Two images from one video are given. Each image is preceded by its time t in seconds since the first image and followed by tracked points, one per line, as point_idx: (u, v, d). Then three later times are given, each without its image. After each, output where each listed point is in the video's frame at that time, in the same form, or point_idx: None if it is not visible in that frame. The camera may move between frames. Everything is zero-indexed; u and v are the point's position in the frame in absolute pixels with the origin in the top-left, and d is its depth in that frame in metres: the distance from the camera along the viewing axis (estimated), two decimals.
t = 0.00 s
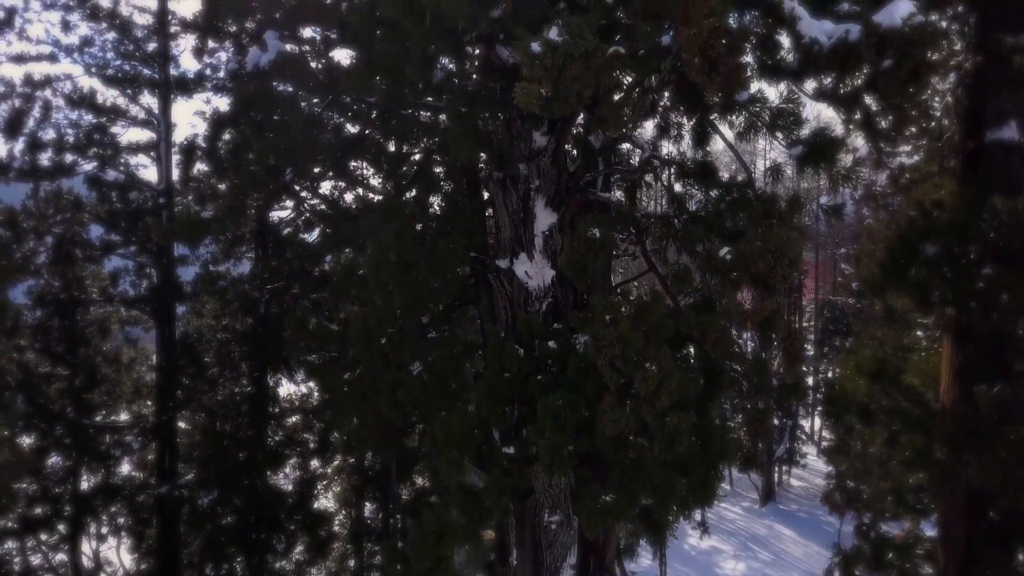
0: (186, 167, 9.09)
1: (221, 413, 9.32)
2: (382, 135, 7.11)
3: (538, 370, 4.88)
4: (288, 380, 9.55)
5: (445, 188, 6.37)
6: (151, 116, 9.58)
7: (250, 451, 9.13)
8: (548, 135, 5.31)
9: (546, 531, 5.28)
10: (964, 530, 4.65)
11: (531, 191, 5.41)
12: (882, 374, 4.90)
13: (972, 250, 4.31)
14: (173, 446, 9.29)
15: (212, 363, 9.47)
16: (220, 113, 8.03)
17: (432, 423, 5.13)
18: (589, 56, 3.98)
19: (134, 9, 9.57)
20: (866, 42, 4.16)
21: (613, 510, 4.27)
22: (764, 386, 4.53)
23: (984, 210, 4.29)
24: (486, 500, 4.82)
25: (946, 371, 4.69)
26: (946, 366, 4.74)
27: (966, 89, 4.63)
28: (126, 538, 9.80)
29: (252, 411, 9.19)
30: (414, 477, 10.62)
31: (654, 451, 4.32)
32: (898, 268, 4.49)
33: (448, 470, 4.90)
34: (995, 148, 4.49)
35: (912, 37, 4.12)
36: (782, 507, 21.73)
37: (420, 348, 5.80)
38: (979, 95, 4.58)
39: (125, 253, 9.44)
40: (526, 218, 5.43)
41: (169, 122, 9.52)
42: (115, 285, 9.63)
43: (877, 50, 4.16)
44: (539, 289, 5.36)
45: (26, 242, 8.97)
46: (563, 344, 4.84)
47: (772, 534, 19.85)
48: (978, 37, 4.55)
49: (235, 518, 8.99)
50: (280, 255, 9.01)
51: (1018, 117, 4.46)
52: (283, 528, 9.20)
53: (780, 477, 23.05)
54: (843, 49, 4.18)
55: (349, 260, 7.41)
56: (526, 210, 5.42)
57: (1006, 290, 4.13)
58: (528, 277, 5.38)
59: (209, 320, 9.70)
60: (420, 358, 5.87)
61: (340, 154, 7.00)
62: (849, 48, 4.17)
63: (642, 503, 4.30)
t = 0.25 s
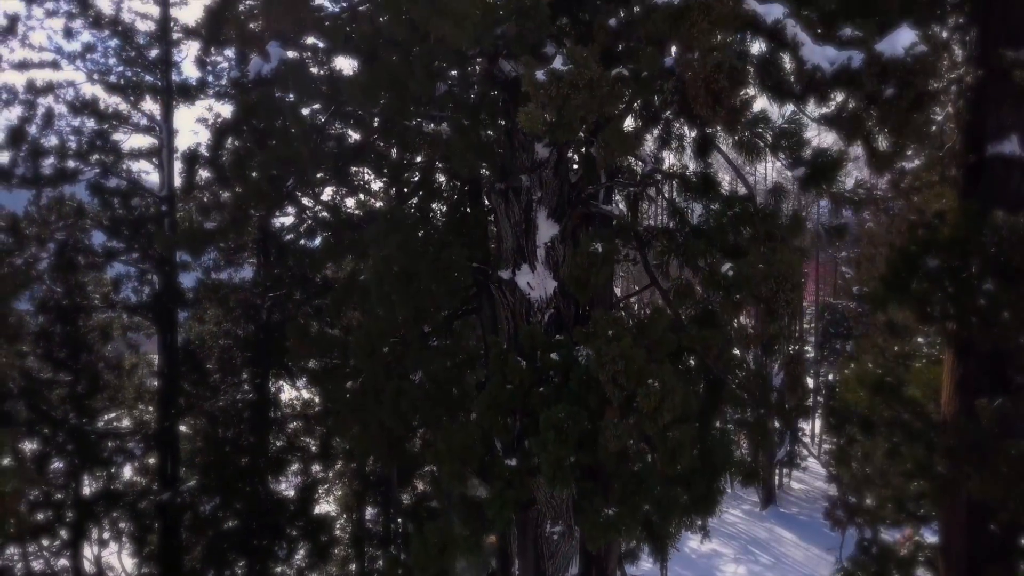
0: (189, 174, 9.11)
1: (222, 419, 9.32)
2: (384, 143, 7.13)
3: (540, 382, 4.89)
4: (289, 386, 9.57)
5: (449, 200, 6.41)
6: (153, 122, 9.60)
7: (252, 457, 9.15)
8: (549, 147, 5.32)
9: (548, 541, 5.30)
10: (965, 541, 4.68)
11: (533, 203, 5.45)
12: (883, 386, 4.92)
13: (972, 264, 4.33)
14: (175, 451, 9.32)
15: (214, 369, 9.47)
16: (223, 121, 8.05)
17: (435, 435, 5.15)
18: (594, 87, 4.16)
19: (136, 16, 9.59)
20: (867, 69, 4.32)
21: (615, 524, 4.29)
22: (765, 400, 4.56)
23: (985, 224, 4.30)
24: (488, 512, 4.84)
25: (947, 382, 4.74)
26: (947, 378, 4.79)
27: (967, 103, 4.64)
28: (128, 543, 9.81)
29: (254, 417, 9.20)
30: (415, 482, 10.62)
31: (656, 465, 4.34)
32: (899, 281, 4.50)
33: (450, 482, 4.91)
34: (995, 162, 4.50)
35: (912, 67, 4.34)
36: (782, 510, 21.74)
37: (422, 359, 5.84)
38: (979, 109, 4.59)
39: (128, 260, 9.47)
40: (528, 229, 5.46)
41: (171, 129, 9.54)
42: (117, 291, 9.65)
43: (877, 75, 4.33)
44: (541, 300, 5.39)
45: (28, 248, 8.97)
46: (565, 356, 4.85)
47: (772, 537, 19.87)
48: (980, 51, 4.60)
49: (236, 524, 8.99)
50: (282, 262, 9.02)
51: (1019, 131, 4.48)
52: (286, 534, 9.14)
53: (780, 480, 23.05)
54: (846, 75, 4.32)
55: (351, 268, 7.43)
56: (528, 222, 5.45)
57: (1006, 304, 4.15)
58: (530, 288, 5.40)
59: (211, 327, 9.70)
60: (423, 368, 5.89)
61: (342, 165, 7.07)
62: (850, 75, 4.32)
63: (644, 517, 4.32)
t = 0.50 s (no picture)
0: (191, 179, 9.13)
1: (224, 426, 9.32)
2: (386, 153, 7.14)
3: (543, 394, 4.90)
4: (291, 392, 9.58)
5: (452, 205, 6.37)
6: (155, 128, 9.62)
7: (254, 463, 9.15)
8: (552, 158, 5.35)
9: (550, 551, 5.32)
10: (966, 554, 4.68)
11: (536, 214, 5.50)
12: (885, 398, 4.94)
13: (974, 277, 4.35)
14: (176, 456, 9.39)
15: (216, 376, 9.47)
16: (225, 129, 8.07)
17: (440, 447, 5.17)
18: (598, 115, 4.43)
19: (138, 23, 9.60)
20: (869, 96, 4.52)
21: (618, 535, 4.33)
22: (768, 414, 4.55)
23: (988, 238, 4.31)
24: (491, 523, 4.85)
25: (949, 393, 4.71)
26: (949, 387, 4.76)
27: (968, 116, 4.66)
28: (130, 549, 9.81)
29: (256, 423, 9.22)
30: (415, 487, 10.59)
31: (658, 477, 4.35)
32: (900, 294, 4.51)
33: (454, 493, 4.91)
34: (997, 174, 4.52)
35: (914, 96, 4.53)
36: (783, 513, 21.74)
37: (424, 368, 5.89)
38: (981, 122, 4.61)
39: (129, 267, 9.53)
40: (531, 239, 5.51)
41: (173, 136, 9.56)
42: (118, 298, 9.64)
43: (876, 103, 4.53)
44: (544, 310, 5.43)
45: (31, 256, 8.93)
46: (567, 368, 4.86)
47: (773, 540, 19.87)
48: (981, 64, 4.64)
49: (239, 530, 8.98)
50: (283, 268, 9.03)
51: (1020, 144, 4.50)
52: (286, 539, 9.13)
53: (781, 482, 23.05)
54: (848, 100, 4.51)
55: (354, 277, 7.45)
56: (530, 233, 5.50)
57: (1008, 320, 4.16)
58: (532, 298, 5.45)
59: (213, 333, 9.71)
60: (426, 378, 5.92)
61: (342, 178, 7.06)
62: (853, 100, 4.51)
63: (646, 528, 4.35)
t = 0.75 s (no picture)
0: (193, 186, 9.16)
1: (225, 433, 9.32)
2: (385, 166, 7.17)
3: (545, 406, 4.92)
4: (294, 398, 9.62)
5: (455, 218, 6.39)
6: (157, 135, 9.63)
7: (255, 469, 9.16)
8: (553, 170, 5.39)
9: (552, 562, 5.33)
10: (969, 566, 4.68)
11: (538, 225, 5.53)
12: (887, 409, 4.95)
13: (976, 290, 4.36)
14: (179, 463, 9.33)
15: (218, 383, 9.49)
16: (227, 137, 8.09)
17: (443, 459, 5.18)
18: (604, 142, 4.53)
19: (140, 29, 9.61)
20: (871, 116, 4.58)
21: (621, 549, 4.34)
22: (770, 430, 4.54)
23: (990, 252, 4.32)
24: (494, 535, 4.86)
25: (952, 403, 4.71)
26: (952, 397, 4.76)
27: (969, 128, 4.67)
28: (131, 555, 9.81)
29: (257, 429, 9.23)
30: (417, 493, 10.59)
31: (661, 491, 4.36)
32: (902, 307, 4.51)
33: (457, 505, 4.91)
34: (999, 187, 4.52)
35: (919, 123, 4.63)
36: (784, 516, 21.73)
37: (427, 379, 5.83)
38: (982, 135, 4.62)
39: (131, 274, 9.53)
40: (533, 250, 5.55)
41: (176, 142, 9.58)
42: (121, 304, 9.66)
43: (880, 126, 4.67)
44: (546, 321, 5.44)
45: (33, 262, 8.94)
46: (569, 380, 4.88)
47: (774, 543, 19.87)
48: (982, 78, 4.63)
49: (240, 537, 8.96)
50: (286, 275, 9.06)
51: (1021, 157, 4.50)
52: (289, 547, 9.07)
53: (782, 485, 23.04)
54: (851, 124, 4.69)
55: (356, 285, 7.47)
56: (533, 244, 5.54)
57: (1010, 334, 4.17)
58: (534, 308, 5.47)
59: (215, 339, 9.72)
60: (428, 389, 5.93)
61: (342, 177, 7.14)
62: (858, 125, 4.68)
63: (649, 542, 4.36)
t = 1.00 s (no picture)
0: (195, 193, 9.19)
1: (227, 439, 9.34)
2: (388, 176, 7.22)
3: (547, 417, 4.95)
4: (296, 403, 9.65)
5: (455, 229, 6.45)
6: (159, 141, 9.67)
7: (257, 475, 9.15)
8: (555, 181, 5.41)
9: (554, 572, 5.33)
10: None
11: (540, 235, 5.57)
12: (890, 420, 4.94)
13: (978, 303, 4.37)
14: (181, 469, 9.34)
15: (220, 389, 9.50)
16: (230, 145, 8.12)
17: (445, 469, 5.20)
18: (608, 168, 4.63)
19: (142, 36, 9.64)
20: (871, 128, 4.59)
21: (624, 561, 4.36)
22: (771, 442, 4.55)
23: (993, 265, 4.33)
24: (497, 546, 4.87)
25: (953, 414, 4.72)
26: (953, 408, 4.76)
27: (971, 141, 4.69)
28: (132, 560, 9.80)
29: (258, 436, 9.24)
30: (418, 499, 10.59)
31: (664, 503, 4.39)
32: (905, 319, 4.53)
33: (459, 515, 4.92)
34: (1001, 200, 4.55)
35: (920, 135, 4.65)
36: (785, 520, 21.70)
37: (430, 388, 5.87)
38: (984, 148, 4.64)
39: (133, 280, 9.54)
40: (535, 261, 5.58)
41: (177, 148, 9.60)
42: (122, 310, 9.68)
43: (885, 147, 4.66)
44: (548, 331, 5.47)
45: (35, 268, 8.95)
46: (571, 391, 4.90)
47: (775, 546, 19.85)
48: (985, 90, 4.69)
49: (242, 544, 8.93)
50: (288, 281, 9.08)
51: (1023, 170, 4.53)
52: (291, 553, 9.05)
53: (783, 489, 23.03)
54: (855, 148, 4.65)
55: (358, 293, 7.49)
56: (535, 254, 5.56)
57: (1012, 347, 4.19)
58: (537, 319, 5.50)
59: (216, 345, 9.74)
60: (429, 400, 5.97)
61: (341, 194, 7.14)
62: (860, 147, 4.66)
63: (652, 554, 4.38)
